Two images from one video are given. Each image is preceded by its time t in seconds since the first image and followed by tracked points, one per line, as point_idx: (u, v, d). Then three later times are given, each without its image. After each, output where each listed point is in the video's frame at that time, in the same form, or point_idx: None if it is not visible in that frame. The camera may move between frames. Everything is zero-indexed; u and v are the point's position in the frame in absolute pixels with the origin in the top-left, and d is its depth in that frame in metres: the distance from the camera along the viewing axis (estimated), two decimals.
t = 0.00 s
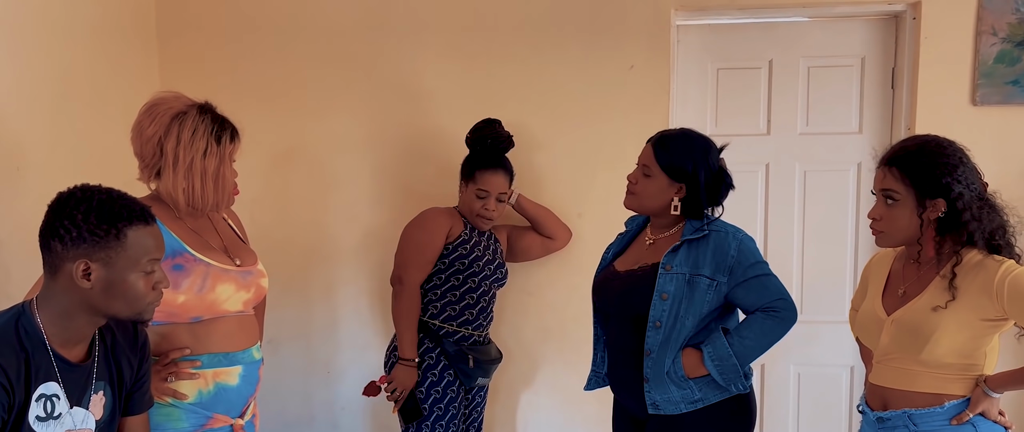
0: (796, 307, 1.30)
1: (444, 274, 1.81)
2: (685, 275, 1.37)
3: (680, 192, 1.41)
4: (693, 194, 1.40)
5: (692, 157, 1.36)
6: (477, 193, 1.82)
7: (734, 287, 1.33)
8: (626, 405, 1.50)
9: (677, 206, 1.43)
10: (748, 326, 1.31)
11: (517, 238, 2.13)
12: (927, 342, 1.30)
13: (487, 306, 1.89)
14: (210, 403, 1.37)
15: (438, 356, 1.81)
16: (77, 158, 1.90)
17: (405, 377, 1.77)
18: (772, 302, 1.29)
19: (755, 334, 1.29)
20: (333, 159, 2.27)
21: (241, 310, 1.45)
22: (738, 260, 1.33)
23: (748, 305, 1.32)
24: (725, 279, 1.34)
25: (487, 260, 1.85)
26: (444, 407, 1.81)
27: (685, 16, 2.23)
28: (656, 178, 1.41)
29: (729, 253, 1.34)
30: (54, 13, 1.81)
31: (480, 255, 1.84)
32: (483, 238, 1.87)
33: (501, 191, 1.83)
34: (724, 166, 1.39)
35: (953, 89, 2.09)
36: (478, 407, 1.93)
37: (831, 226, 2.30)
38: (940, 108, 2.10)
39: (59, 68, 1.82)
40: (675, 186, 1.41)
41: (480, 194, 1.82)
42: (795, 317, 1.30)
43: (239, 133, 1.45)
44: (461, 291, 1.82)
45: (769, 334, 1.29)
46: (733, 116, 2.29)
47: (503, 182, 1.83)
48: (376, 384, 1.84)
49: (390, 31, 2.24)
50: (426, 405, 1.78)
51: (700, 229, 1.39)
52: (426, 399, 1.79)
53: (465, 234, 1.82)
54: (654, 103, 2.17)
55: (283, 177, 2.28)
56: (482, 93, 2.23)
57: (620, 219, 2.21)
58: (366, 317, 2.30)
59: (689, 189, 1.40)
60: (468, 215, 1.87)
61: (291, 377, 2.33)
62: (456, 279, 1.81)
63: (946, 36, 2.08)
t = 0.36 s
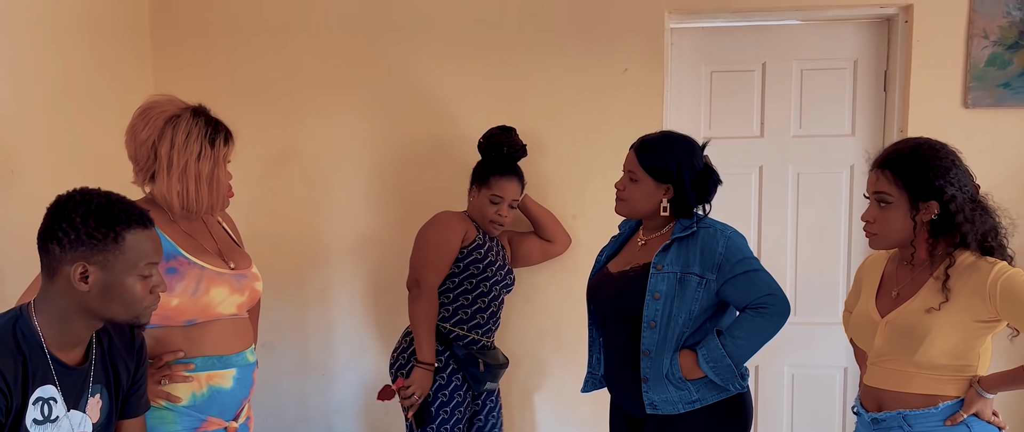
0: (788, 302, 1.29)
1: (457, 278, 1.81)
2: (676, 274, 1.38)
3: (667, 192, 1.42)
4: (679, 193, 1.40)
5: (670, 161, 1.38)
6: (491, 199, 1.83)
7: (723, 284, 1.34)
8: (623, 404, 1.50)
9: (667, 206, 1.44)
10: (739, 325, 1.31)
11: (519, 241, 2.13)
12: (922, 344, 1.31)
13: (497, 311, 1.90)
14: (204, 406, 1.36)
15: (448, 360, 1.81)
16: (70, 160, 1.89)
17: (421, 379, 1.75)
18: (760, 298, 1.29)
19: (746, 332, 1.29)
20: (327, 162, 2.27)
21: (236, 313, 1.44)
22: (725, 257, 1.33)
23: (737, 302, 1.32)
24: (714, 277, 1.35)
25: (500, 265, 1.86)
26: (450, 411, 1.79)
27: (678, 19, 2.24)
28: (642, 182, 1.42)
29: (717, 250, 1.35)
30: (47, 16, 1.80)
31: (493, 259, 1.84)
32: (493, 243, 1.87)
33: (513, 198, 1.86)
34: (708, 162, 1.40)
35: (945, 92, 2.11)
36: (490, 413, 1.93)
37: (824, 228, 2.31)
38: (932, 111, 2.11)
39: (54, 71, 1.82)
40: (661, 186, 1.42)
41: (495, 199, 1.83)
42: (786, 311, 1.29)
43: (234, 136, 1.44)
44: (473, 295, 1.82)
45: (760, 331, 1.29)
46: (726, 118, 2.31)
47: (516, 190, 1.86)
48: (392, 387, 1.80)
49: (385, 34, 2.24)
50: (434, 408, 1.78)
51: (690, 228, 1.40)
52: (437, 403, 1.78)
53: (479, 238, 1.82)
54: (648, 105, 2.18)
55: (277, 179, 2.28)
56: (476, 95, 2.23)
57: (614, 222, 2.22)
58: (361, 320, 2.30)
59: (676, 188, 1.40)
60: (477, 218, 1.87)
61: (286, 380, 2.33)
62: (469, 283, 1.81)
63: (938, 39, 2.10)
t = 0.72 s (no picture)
0: (782, 305, 1.30)
1: (467, 282, 1.80)
2: (674, 275, 1.38)
3: (663, 194, 1.43)
4: (676, 194, 1.41)
5: (666, 163, 1.38)
6: (495, 199, 1.82)
7: (720, 286, 1.34)
8: (617, 407, 1.50)
9: (662, 209, 1.43)
10: (737, 328, 1.32)
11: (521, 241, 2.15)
12: (916, 344, 1.32)
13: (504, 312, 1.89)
14: (197, 408, 1.35)
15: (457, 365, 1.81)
16: (63, 162, 1.88)
17: (428, 386, 1.74)
18: (757, 302, 1.30)
19: (743, 336, 1.30)
20: (321, 164, 2.27)
21: (229, 315, 1.42)
22: (723, 258, 1.34)
23: (733, 305, 1.33)
24: (712, 278, 1.35)
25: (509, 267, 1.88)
26: (456, 414, 1.80)
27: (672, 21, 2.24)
28: (641, 182, 1.42)
29: (715, 252, 1.35)
30: (41, 17, 1.80)
31: (503, 262, 1.83)
32: (501, 244, 1.87)
33: (518, 198, 1.85)
34: (707, 167, 1.41)
35: (937, 94, 2.12)
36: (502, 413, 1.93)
37: (817, 229, 2.32)
38: (924, 113, 2.13)
39: (47, 72, 1.81)
40: (659, 188, 1.42)
41: (498, 200, 1.82)
42: (781, 315, 1.31)
43: (226, 137, 1.44)
44: (483, 299, 1.81)
45: (757, 334, 1.30)
46: (719, 120, 2.31)
47: (520, 188, 1.85)
48: (400, 394, 1.77)
49: (379, 36, 2.24)
50: (441, 412, 1.78)
51: (685, 230, 1.40)
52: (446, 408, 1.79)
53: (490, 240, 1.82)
54: (642, 107, 2.19)
55: (271, 181, 2.28)
56: (470, 97, 2.23)
57: (608, 224, 2.22)
58: (355, 322, 2.30)
59: (674, 191, 1.41)
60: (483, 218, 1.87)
61: (280, 382, 2.32)
62: (479, 287, 1.80)
63: (930, 41, 2.11)
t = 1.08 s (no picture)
0: (775, 310, 1.31)
1: (458, 280, 1.80)
2: (668, 278, 1.39)
3: (661, 195, 1.43)
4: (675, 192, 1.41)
5: (665, 164, 1.39)
6: (483, 190, 1.80)
7: (715, 290, 1.35)
8: (610, 407, 1.51)
9: (659, 210, 1.44)
10: (729, 332, 1.32)
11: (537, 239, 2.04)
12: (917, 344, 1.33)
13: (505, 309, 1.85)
14: (193, 409, 1.36)
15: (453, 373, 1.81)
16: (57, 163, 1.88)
17: (464, 376, 1.74)
18: (750, 307, 1.31)
19: (734, 340, 1.31)
20: (315, 166, 2.27)
21: (224, 318, 1.42)
22: (719, 263, 1.35)
23: (727, 310, 1.34)
24: (706, 282, 1.36)
25: (517, 260, 1.84)
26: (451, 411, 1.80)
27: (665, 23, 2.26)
28: (637, 184, 1.43)
29: (710, 256, 1.36)
30: (34, 19, 1.80)
31: (493, 256, 1.79)
32: (498, 238, 1.83)
33: (507, 184, 1.81)
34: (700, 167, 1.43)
35: (929, 95, 2.14)
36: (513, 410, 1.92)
37: (810, 230, 2.33)
38: (916, 114, 2.14)
39: (41, 75, 1.81)
40: (656, 188, 1.43)
41: (485, 190, 1.80)
42: (774, 319, 1.32)
43: (221, 139, 1.44)
44: (475, 296, 1.80)
45: (749, 339, 1.31)
46: (713, 121, 2.32)
47: (507, 175, 1.81)
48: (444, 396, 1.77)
49: (373, 39, 2.25)
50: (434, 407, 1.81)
51: (682, 233, 1.41)
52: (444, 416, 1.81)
53: (483, 237, 1.80)
54: (635, 108, 2.20)
55: (265, 183, 2.28)
56: (464, 99, 2.24)
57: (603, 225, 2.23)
58: (350, 324, 2.30)
59: (672, 191, 1.42)
60: (479, 215, 1.84)
61: (275, 384, 2.33)
62: (469, 284, 1.80)
63: (921, 43, 2.13)
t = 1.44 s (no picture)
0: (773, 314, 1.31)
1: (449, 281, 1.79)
2: (665, 279, 1.40)
3: (663, 183, 1.45)
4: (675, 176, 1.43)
5: (652, 160, 1.41)
6: (478, 188, 1.76)
7: (712, 292, 1.35)
8: (606, 407, 1.51)
9: (669, 196, 1.46)
10: (725, 333, 1.32)
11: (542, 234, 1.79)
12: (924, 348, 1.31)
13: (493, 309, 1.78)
14: (191, 411, 1.35)
15: (444, 374, 1.78)
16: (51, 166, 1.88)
17: (494, 332, 1.69)
18: (747, 309, 1.31)
19: (731, 341, 1.31)
20: (311, 168, 2.28)
21: (223, 319, 1.43)
22: (717, 265, 1.35)
23: (724, 312, 1.34)
24: (704, 284, 1.36)
25: (506, 261, 1.75)
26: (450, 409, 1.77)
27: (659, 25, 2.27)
28: (640, 185, 1.42)
29: (708, 259, 1.36)
30: (28, 22, 1.80)
31: (475, 257, 1.75)
32: (489, 239, 1.76)
33: (498, 180, 1.74)
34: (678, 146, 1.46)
35: (922, 96, 2.15)
36: (521, 413, 1.78)
37: (805, 231, 2.34)
38: (909, 115, 2.16)
39: (35, 77, 1.81)
40: (657, 180, 1.44)
41: (480, 187, 1.75)
42: (769, 323, 1.31)
43: (219, 141, 1.44)
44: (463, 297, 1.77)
45: (745, 341, 1.30)
46: (708, 122, 2.33)
47: (498, 170, 1.75)
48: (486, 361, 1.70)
49: (368, 41, 2.25)
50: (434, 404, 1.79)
51: (682, 234, 1.41)
52: (444, 416, 1.77)
53: (472, 237, 1.77)
54: (630, 110, 2.21)
55: (261, 186, 2.29)
56: (460, 101, 2.25)
57: (598, 226, 2.24)
58: (346, 325, 2.30)
59: (671, 176, 1.44)
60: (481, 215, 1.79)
61: (271, 386, 2.33)
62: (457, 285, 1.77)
63: (913, 44, 2.14)
